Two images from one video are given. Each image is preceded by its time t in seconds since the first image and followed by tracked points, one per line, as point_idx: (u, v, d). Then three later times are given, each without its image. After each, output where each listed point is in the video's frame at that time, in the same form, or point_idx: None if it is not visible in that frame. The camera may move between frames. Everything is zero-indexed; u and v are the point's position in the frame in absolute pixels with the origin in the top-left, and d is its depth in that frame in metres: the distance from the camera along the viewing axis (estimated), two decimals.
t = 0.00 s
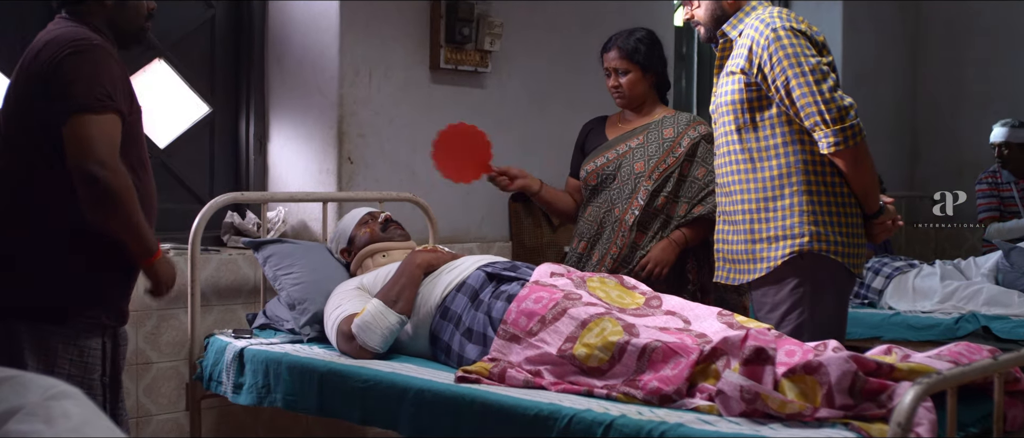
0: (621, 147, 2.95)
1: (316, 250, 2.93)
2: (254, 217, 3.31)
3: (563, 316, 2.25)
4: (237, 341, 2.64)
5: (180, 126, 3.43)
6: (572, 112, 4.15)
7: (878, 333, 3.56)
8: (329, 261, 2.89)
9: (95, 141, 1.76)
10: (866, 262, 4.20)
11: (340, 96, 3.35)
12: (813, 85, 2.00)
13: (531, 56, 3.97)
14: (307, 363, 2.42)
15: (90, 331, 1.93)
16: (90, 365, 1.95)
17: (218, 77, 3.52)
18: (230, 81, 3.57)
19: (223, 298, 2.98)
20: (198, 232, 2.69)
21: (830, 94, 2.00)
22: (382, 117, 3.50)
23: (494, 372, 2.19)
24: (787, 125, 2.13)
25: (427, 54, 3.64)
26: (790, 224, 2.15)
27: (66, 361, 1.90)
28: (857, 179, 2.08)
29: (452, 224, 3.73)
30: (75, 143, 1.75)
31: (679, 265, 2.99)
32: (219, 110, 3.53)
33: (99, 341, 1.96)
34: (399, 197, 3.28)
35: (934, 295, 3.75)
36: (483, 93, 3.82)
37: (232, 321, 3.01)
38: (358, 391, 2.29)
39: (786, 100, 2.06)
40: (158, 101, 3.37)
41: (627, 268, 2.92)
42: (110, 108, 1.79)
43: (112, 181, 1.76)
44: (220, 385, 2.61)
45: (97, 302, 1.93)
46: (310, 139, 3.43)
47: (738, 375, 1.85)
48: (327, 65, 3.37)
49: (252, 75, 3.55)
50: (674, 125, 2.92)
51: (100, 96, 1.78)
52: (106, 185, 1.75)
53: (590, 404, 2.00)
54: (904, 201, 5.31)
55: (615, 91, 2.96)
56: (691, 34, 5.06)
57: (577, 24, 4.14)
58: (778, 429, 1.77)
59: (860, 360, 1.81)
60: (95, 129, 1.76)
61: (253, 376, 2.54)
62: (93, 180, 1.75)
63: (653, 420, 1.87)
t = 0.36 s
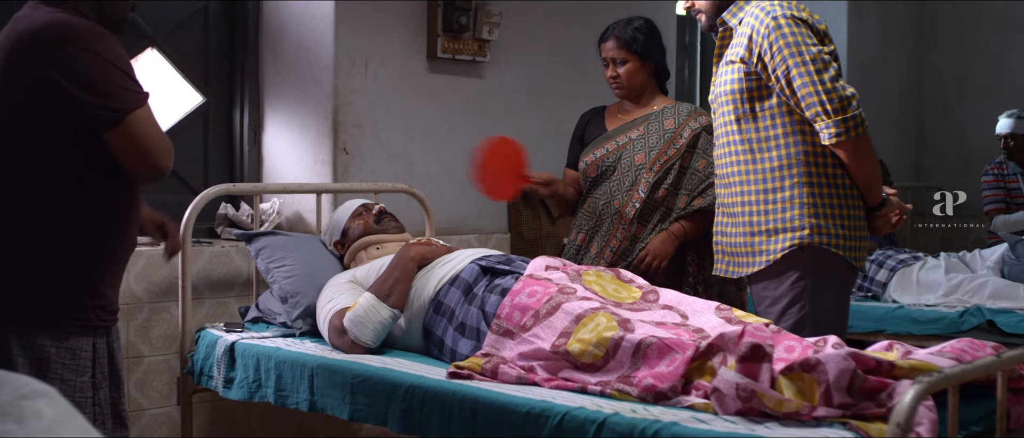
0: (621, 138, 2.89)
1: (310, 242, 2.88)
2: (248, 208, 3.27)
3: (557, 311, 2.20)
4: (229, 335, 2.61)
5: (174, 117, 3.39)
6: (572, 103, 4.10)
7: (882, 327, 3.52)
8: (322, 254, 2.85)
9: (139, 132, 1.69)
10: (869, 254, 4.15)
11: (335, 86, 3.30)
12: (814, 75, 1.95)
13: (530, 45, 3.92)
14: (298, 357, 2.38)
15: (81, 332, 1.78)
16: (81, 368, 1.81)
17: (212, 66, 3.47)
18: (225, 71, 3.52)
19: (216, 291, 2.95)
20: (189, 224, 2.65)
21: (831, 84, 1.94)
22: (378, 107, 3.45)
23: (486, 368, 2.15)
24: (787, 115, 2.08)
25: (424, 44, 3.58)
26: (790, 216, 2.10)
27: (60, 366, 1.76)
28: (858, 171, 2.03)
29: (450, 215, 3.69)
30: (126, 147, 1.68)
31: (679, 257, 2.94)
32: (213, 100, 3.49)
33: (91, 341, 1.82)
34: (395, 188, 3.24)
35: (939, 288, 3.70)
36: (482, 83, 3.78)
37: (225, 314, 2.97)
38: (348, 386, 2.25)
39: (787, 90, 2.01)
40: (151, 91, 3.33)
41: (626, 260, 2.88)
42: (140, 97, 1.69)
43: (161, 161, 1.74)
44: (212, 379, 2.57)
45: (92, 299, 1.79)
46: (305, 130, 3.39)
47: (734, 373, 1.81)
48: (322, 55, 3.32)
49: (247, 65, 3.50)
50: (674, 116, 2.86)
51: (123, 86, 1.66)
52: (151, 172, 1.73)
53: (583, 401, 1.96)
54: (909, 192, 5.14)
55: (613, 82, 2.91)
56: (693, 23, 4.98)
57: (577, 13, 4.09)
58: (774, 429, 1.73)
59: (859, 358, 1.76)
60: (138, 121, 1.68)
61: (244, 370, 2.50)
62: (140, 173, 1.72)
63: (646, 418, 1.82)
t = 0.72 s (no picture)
0: (616, 131, 2.84)
1: (300, 236, 2.83)
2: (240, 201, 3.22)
3: (548, 308, 2.16)
4: (216, 331, 2.56)
5: (163, 109, 3.34)
6: (568, 95, 4.06)
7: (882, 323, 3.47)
8: (311, 248, 2.80)
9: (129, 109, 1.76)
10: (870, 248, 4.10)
11: (327, 78, 3.26)
12: (813, 67, 1.90)
13: (526, 36, 3.88)
14: (286, 354, 2.34)
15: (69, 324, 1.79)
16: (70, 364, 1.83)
17: (202, 57, 3.42)
18: (215, 62, 3.47)
19: (205, 285, 2.91)
20: (176, 218, 2.61)
21: (830, 76, 1.89)
22: (371, 98, 3.41)
23: (475, 366, 2.11)
24: (786, 108, 2.03)
25: (418, 35, 3.54)
26: (789, 211, 2.05)
27: (50, 362, 1.78)
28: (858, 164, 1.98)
29: (445, 208, 3.66)
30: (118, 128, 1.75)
31: (677, 251, 2.88)
32: (203, 91, 3.44)
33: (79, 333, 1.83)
34: (388, 181, 3.20)
35: (941, 283, 3.65)
36: (477, 74, 3.73)
37: (215, 309, 2.94)
38: (336, 384, 2.21)
39: (785, 82, 1.96)
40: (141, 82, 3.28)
41: (625, 255, 2.83)
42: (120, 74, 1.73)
43: (152, 136, 1.82)
44: (199, 375, 2.53)
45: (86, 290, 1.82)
46: (297, 121, 3.35)
47: (727, 373, 1.76)
48: (314, 46, 3.28)
49: (237, 56, 3.45)
50: (671, 108, 2.81)
51: (98, 68, 1.69)
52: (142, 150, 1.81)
53: (573, 401, 1.92)
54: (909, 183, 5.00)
55: (607, 73, 2.86)
56: (693, 14, 4.91)
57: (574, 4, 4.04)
58: (768, 431, 1.69)
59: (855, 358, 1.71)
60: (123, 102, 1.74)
61: (232, 367, 2.46)
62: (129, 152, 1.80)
63: (637, 419, 1.78)
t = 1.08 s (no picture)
0: (612, 122, 2.79)
1: (292, 230, 2.79)
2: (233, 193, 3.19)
3: (540, 305, 2.12)
4: (206, 326, 2.53)
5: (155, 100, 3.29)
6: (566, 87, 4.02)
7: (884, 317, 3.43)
8: (303, 242, 2.76)
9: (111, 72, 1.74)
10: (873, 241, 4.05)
11: (320, 68, 3.22)
12: (813, 58, 1.85)
13: (523, 27, 3.84)
14: (274, 350, 2.31)
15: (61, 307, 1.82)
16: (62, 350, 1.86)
17: (194, 47, 3.38)
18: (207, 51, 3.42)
19: (197, 279, 2.88)
20: (165, 211, 2.57)
21: (831, 68, 1.84)
22: (365, 89, 3.37)
23: (465, 364, 2.07)
24: (786, 100, 1.98)
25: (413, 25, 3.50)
26: (788, 205, 2.00)
27: (41, 348, 1.82)
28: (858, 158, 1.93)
29: (441, 201, 3.64)
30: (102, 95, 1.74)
31: (674, 244, 2.83)
32: (196, 82, 3.40)
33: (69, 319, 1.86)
34: (382, 173, 3.16)
35: (943, 276, 3.60)
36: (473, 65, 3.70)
37: (206, 303, 2.90)
38: (324, 381, 2.18)
39: (785, 74, 1.91)
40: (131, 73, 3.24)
41: (620, 248, 2.77)
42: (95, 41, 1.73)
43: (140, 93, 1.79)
44: (188, 371, 2.49)
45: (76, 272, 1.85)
46: (290, 113, 3.31)
47: (720, 373, 1.72)
48: (307, 36, 3.24)
49: (230, 46, 3.40)
50: (667, 99, 2.76)
51: (71, 40, 1.68)
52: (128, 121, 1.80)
53: (564, 400, 1.88)
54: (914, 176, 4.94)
55: (603, 64, 2.81)
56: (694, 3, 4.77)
57: None
58: (761, 433, 1.65)
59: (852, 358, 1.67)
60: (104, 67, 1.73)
61: (220, 363, 2.42)
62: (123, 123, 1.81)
63: (628, 419, 1.74)
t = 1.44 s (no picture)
0: (610, 115, 2.75)
1: (287, 225, 2.75)
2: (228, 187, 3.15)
3: (534, 302, 2.07)
4: (198, 323, 2.49)
5: (149, 92, 3.25)
6: (568, 79, 3.99)
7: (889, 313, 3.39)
8: (297, 237, 2.71)
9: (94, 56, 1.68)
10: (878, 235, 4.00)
11: (317, 60, 3.18)
12: (823, 45, 1.79)
13: (522, 18, 3.81)
14: (266, 348, 2.27)
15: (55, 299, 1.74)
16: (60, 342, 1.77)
17: (189, 39, 3.34)
18: (202, 43, 3.38)
19: (190, 274, 2.84)
20: (157, 205, 2.53)
21: (840, 56, 1.79)
22: (362, 81, 3.33)
23: (458, 363, 2.03)
24: (790, 93, 1.92)
25: (411, 16, 3.46)
26: (790, 201, 1.95)
27: (39, 341, 1.73)
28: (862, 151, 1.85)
29: (440, 195, 3.60)
30: (92, 79, 1.69)
31: (671, 237, 2.77)
32: (191, 76, 3.35)
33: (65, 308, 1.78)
34: (379, 167, 3.12)
35: (949, 272, 3.52)
36: (473, 57, 3.66)
37: (199, 299, 2.87)
38: (316, 380, 2.14)
39: (791, 64, 1.85)
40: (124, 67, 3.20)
41: (615, 243, 2.74)
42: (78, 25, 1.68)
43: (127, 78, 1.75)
44: (179, 369, 2.46)
45: (71, 263, 1.78)
46: (286, 105, 3.27)
47: (716, 374, 1.68)
48: (303, 27, 3.21)
49: (225, 37, 3.36)
50: (667, 90, 2.71)
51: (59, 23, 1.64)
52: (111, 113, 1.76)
53: (557, 401, 1.84)
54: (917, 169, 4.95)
55: (605, 56, 2.76)
56: None
57: None
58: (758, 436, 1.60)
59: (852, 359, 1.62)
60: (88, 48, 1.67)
61: (212, 360, 2.39)
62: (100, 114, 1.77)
63: (622, 421, 1.70)
